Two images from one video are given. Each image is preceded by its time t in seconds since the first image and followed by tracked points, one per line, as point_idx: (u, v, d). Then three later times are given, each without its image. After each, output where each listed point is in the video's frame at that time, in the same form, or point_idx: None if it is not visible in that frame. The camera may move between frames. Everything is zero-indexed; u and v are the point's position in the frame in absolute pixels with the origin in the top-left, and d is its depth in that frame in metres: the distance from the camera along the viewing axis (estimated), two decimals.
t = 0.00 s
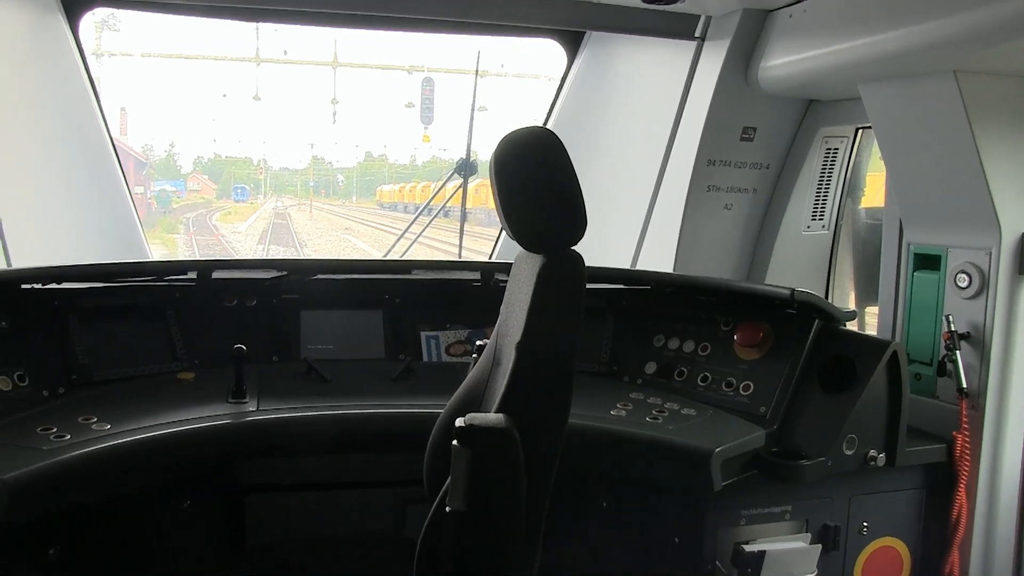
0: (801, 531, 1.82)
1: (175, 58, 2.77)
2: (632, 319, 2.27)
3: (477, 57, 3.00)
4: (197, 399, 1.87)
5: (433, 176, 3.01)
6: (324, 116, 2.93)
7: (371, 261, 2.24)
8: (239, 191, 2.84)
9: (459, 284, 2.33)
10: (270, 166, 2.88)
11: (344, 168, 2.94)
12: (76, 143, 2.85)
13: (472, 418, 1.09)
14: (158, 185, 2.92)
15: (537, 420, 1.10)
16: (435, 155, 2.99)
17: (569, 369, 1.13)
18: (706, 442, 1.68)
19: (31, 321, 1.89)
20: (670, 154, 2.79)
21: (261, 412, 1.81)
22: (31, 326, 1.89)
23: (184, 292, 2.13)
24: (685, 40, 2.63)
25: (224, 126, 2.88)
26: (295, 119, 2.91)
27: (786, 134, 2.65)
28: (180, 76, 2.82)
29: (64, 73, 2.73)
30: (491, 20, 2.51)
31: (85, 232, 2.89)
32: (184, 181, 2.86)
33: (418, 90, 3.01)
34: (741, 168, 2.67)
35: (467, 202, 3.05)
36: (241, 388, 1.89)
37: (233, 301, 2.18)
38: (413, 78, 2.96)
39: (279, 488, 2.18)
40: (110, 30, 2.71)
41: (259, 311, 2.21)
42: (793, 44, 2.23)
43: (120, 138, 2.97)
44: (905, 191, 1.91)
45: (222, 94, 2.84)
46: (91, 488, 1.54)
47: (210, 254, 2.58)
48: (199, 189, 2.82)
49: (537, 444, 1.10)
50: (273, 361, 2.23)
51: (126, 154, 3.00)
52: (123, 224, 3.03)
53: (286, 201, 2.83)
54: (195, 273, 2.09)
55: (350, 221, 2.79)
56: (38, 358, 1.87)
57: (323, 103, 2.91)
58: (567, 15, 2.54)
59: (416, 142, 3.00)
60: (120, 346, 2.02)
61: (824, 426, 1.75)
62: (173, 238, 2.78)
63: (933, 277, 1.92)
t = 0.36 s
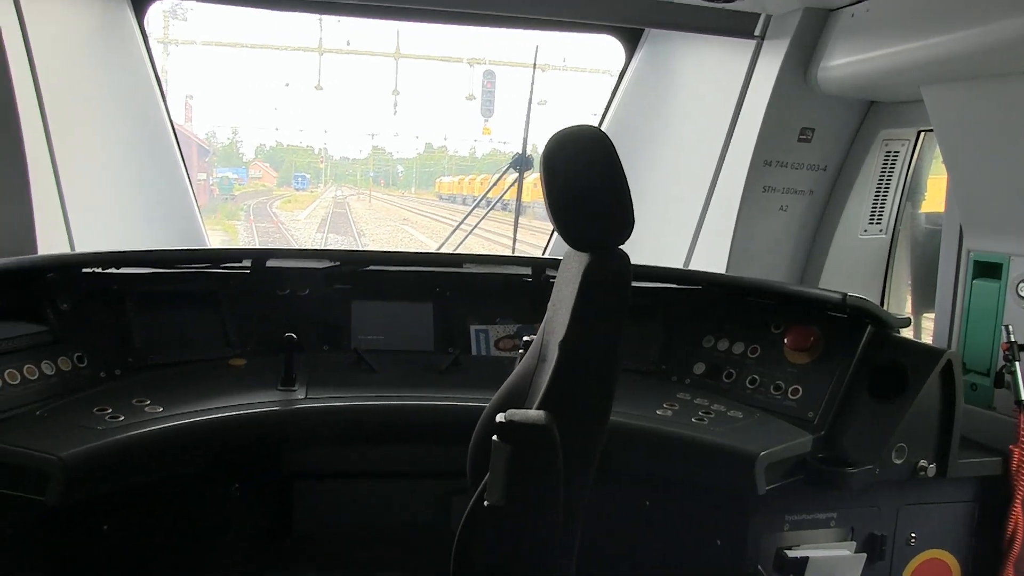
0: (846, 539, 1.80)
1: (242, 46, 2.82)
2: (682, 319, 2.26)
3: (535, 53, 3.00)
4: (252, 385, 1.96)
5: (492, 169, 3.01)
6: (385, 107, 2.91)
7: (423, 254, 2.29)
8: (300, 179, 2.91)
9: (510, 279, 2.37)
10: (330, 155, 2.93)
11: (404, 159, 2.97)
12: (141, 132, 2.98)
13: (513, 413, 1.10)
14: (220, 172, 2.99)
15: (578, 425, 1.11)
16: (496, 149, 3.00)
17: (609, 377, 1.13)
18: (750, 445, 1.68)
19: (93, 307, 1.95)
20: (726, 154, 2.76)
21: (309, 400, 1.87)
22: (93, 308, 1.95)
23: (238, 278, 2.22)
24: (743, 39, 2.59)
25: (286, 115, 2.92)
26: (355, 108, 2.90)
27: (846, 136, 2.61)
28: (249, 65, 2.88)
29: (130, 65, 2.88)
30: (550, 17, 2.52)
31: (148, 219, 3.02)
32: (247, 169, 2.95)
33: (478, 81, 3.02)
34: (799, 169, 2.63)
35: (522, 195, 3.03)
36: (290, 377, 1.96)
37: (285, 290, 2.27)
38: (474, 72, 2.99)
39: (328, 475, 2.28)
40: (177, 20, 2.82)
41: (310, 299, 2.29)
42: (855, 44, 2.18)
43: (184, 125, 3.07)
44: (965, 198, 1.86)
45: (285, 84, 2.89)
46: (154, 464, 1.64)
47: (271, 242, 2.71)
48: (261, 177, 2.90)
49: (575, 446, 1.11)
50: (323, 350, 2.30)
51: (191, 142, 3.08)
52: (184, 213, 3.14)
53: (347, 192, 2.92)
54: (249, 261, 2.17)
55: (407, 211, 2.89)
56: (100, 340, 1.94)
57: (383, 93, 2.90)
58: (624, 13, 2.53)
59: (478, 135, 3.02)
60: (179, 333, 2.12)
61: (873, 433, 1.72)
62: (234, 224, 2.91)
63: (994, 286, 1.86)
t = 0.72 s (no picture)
0: (890, 522, 1.79)
1: (282, 38, 2.88)
2: (722, 303, 2.25)
3: (573, 38, 2.94)
4: (297, 375, 2.04)
5: (539, 156, 3.04)
6: (429, 96, 3.05)
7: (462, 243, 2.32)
8: (345, 169, 2.99)
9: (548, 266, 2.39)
10: (376, 146, 3.02)
11: (450, 147, 3.05)
12: (181, 128, 3.07)
13: (548, 400, 1.09)
14: (266, 163, 3.14)
15: (619, 412, 1.10)
16: (540, 135, 3.04)
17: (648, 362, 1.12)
18: (790, 429, 1.68)
19: (136, 301, 2.04)
20: (766, 138, 2.72)
21: (351, 389, 1.93)
22: (137, 301, 2.04)
23: (282, 271, 2.30)
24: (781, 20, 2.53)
25: (330, 105, 3.04)
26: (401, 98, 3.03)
27: (887, 116, 2.56)
28: (295, 56, 2.95)
29: (165, 62, 2.93)
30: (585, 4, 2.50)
31: (197, 213, 3.17)
32: (293, 159, 3.05)
33: (521, 66, 3.02)
34: (839, 151, 2.59)
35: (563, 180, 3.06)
36: (332, 367, 2.02)
37: (326, 280, 2.34)
38: (517, 58, 3.00)
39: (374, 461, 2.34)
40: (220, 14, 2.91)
41: (353, 288, 2.35)
42: (896, 23, 2.12)
43: (229, 117, 3.19)
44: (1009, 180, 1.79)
45: (329, 75, 2.99)
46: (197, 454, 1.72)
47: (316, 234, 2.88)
48: (306, 167, 2.98)
49: (613, 428, 1.11)
50: (365, 338, 2.37)
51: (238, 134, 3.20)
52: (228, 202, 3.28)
53: (394, 180, 3.00)
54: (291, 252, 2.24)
55: (451, 200, 2.99)
56: (144, 337, 2.03)
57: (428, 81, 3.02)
58: None
59: (520, 121, 3.06)
60: (224, 324, 2.20)
61: (915, 416, 1.71)
62: (280, 215, 3.09)
63: None
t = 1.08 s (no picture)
0: (900, 522, 1.78)
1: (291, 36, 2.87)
2: (731, 301, 2.24)
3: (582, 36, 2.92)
4: (304, 372, 2.05)
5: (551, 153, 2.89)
6: (443, 93, 2.96)
7: (473, 241, 2.32)
8: (359, 167, 2.90)
9: (557, 263, 2.39)
10: (390, 143, 2.94)
11: (463, 144, 2.95)
12: (190, 127, 3.11)
13: (549, 400, 1.09)
14: (281, 161, 3.04)
15: (622, 409, 1.10)
16: (555, 132, 2.93)
17: (649, 361, 1.10)
18: (799, 427, 1.67)
19: (146, 298, 2.05)
20: (775, 135, 2.71)
21: (360, 387, 1.93)
22: (147, 298, 2.05)
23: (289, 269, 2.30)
24: (789, 17, 2.52)
25: (345, 104, 2.95)
26: (416, 96, 2.95)
27: (897, 111, 2.54)
28: (308, 54, 2.92)
29: (173, 62, 2.98)
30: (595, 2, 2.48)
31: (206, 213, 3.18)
32: (307, 158, 2.94)
33: (535, 64, 3.01)
34: (848, 147, 2.58)
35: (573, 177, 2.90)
36: (340, 365, 2.03)
37: (336, 279, 2.34)
38: (530, 56, 2.99)
39: (384, 459, 2.36)
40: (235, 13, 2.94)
41: (362, 286, 2.36)
42: (905, 19, 2.11)
43: (245, 116, 3.15)
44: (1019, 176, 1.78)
45: (342, 72, 2.95)
46: (207, 448, 1.74)
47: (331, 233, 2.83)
48: (322, 165, 2.90)
49: (615, 427, 1.10)
50: (375, 337, 2.37)
51: (252, 134, 3.16)
52: (238, 201, 3.33)
53: (408, 178, 2.91)
54: (301, 250, 2.26)
55: (466, 196, 2.90)
56: (154, 336, 2.03)
57: (440, 79, 2.96)
58: None
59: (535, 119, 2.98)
60: (232, 322, 2.20)
61: (926, 414, 1.70)
62: (295, 214, 2.94)
63: None
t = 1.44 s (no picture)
0: (907, 525, 1.77)
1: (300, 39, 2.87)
2: (736, 302, 2.23)
3: (588, 36, 2.93)
4: (308, 374, 2.04)
5: (561, 153, 2.92)
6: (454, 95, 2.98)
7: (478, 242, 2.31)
8: (371, 168, 2.91)
9: (562, 264, 2.38)
10: (401, 146, 2.94)
11: (474, 146, 2.95)
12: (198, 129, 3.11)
13: (546, 402, 1.08)
14: (294, 163, 3.05)
15: (624, 412, 1.09)
16: (566, 132, 2.94)
17: (648, 358, 1.09)
18: (803, 430, 1.66)
19: (153, 298, 2.05)
20: (782, 135, 2.69)
21: (364, 389, 1.93)
22: (154, 299, 2.05)
23: (294, 270, 2.30)
24: (795, 16, 2.50)
25: (356, 105, 2.95)
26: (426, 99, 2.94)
27: (905, 112, 2.52)
28: (319, 56, 2.92)
29: (181, 64, 2.98)
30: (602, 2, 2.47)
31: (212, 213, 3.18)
32: (319, 159, 2.95)
33: (545, 64, 2.95)
34: (855, 147, 2.56)
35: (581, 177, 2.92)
36: (344, 366, 2.02)
37: (342, 280, 2.34)
38: (542, 56, 2.95)
39: (388, 460, 2.38)
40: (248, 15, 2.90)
41: (367, 288, 2.35)
42: (913, 17, 2.09)
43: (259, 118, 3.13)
44: None
45: (353, 74, 2.94)
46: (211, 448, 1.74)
47: (343, 233, 2.84)
48: (334, 166, 2.90)
49: (616, 430, 1.09)
50: (380, 338, 2.36)
51: (265, 134, 3.15)
52: (246, 203, 3.34)
53: (419, 179, 2.92)
54: (306, 252, 2.25)
55: (478, 197, 2.92)
56: (161, 337, 2.03)
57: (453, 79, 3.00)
58: None
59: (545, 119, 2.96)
60: (236, 322, 2.20)
61: (933, 417, 1.68)
62: (308, 215, 2.93)
63: None
